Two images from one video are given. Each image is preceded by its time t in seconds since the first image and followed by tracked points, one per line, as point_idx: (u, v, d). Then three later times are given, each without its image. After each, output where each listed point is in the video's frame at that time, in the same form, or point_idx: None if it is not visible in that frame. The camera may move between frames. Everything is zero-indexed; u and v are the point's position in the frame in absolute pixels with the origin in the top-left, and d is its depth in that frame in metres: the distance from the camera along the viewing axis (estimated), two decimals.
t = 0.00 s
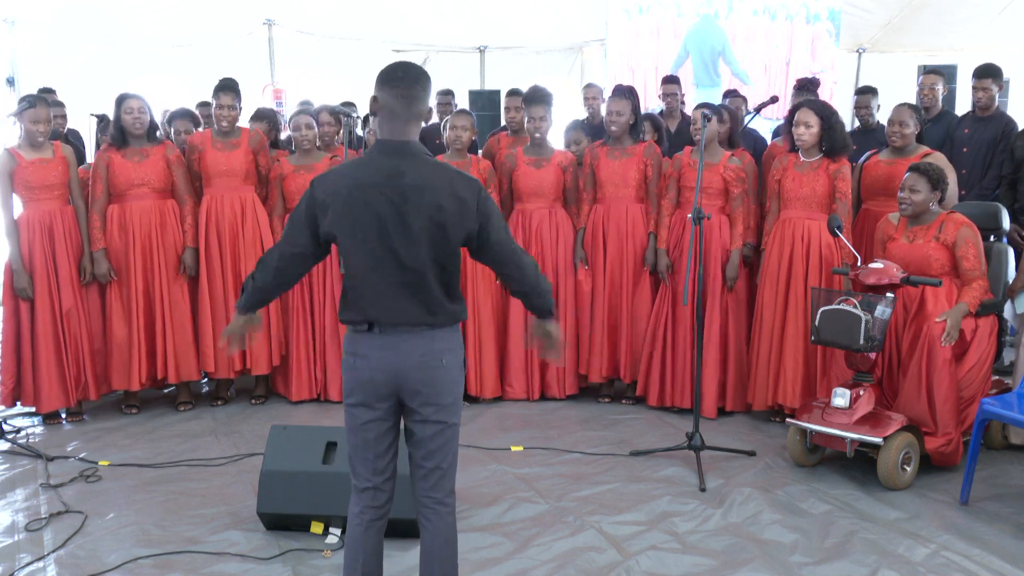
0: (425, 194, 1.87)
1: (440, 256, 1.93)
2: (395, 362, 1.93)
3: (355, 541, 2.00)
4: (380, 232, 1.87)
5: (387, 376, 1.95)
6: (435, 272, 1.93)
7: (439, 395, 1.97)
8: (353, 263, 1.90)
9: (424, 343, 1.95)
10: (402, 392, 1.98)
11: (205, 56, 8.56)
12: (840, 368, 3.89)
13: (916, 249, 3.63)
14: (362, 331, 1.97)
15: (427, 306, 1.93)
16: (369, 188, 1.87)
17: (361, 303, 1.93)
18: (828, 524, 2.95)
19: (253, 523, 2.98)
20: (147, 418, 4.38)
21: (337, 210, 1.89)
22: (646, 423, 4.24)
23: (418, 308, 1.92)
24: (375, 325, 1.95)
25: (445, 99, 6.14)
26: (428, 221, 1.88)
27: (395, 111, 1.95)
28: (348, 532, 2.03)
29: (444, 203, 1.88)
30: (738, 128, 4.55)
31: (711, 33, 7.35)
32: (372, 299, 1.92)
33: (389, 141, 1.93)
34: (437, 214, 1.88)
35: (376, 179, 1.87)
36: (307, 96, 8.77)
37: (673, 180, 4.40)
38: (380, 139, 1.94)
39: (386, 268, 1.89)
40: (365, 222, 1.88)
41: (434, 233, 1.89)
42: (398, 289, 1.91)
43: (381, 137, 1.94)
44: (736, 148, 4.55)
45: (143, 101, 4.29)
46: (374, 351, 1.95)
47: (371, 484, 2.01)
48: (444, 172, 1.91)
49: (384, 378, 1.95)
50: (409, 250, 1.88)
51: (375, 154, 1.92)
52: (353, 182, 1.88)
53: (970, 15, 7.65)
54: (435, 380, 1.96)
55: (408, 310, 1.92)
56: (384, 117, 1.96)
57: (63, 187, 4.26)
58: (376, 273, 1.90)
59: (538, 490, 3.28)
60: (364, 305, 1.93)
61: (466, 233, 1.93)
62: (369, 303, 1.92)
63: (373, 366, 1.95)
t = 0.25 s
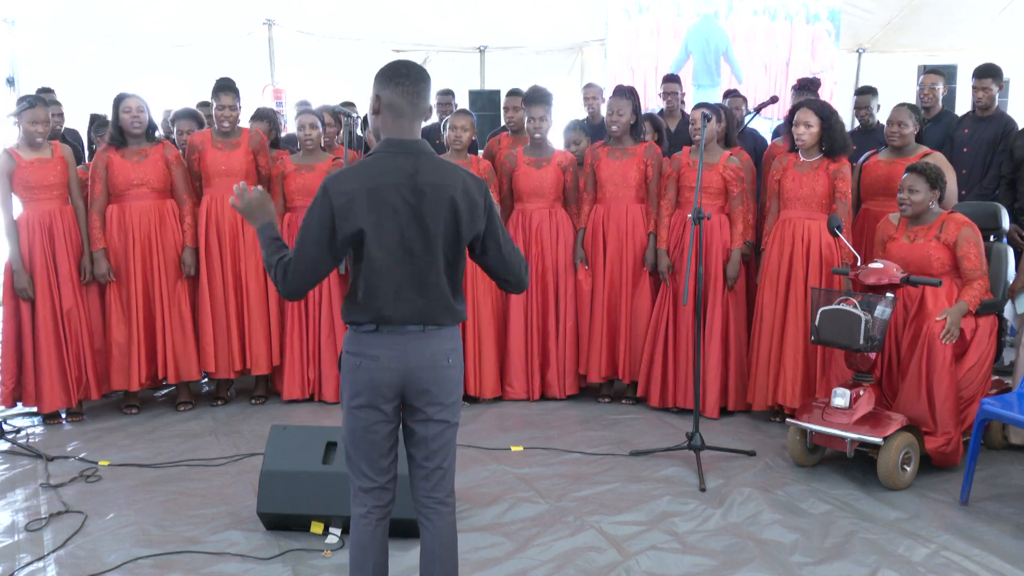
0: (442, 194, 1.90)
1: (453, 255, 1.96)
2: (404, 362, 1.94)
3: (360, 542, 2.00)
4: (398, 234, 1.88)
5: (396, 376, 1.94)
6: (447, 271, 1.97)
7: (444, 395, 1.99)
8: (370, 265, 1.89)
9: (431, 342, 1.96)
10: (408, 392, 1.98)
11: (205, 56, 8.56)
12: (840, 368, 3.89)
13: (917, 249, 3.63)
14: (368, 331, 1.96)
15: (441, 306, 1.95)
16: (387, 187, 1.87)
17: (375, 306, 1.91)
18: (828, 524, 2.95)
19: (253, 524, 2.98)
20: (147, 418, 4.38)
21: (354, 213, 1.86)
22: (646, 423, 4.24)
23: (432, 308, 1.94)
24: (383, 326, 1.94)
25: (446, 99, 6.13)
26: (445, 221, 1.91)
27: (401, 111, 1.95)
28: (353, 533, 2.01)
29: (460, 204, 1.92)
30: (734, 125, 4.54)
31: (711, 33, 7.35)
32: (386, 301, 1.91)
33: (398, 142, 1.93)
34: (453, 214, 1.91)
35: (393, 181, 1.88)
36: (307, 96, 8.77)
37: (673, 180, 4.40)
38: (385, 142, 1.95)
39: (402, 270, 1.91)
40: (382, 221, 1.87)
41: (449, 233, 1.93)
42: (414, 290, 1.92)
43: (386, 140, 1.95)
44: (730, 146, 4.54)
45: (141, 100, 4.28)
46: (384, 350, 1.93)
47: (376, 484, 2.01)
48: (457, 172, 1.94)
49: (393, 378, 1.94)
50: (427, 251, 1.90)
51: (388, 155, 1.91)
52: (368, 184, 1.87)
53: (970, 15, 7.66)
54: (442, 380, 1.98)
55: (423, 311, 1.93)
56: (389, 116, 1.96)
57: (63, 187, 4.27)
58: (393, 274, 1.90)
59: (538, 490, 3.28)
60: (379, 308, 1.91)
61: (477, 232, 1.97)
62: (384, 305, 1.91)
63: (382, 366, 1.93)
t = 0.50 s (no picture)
0: (447, 194, 1.90)
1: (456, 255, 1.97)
2: (406, 362, 1.94)
3: (360, 542, 2.00)
4: (403, 234, 1.88)
5: (398, 377, 1.94)
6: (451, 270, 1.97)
7: (446, 395, 2.00)
8: (376, 265, 1.88)
9: (433, 343, 1.96)
10: (410, 393, 1.98)
11: (205, 56, 8.56)
12: (840, 369, 3.89)
13: (920, 249, 3.63)
14: (371, 332, 1.95)
15: (445, 305, 1.95)
16: (392, 187, 1.87)
17: (381, 307, 1.91)
18: (828, 524, 2.95)
19: (253, 523, 2.98)
20: (147, 418, 4.38)
21: (360, 214, 1.86)
22: (646, 423, 4.24)
23: (436, 308, 1.94)
24: (388, 327, 1.94)
25: (446, 99, 6.13)
26: (449, 221, 1.91)
27: (405, 111, 1.95)
28: (354, 533, 2.01)
29: (464, 203, 1.92)
30: (735, 127, 4.55)
31: (712, 33, 7.35)
32: (392, 302, 1.90)
33: (401, 142, 1.94)
34: (457, 213, 1.92)
35: (397, 182, 1.88)
36: (307, 95, 8.77)
37: (671, 179, 4.40)
38: (389, 142, 1.95)
39: (407, 270, 1.90)
40: (387, 221, 1.87)
41: (454, 233, 1.93)
42: (419, 291, 1.92)
43: (389, 140, 1.95)
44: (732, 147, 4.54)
45: (140, 100, 4.28)
46: (387, 351, 1.93)
47: (376, 484, 2.00)
48: (460, 172, 1.94)
49: (396, 378, 1.94)
50: (432, 251, 1.90)
51: (392, 155, 1.92)
52: (374, 185, 1.87)
53: (969, 15, 7.66)
54: (444, 380, 1.99)
55: (428, 311, 1.93)
56: (392, 117, 1.96)
57: (62, 187, 4.27)
58: (399, 275, 1.90)
59: (538, 490, 3.28)
60: (384, 309, 1.91)
61: (480, 232, 1.98)
62: (390, 306, 1.91)
63: (385, 367, 1.93)
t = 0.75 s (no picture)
0: (450, 194, 1.90)
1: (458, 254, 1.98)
2: (410, 363, 1.94)
3: (362, 543, 2.00)
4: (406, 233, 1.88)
5: (402, 377, 1.94)
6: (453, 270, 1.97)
7: (449, 395, 2.00)
8: (378, 265, 1.88)
9: (436, 344, 1.96)
10: (414, 393, 1.98)
11: (205, 56, 8.56)
12: (840, 369, 3.89)
13: (922, 250, 3.63)
14: (373, 333, 1.95)
15: (448, 305, 1.95)
16: (395, 187, 1.87)
17: (383, 307, 1.90)
18: (828, 524, 2.95)
19: (253, 523, 2.98)
20: (147, 418, 4.38)
21: (362, 214, 1.85)
22: (646, 423, 4.24)
23: (439, 308, 1.94)
24: (390, 327, 1.94)
25: (446, 99, 6.13)
26: (452, 221, 1.91)
27: (408, 111, 1.95)
28: (356, 533, 2.01)
29: (467, 203, 1.92)
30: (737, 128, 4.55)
31: (711, 33, 7.35)
32: (395, 301, 1.90)
33: (404, 142, 1.93)
34: (460, 213, 1.92)
35: (400, 181, 1.87)
36: (307, 95, 8.77)
37: (670, 179, 4.40)
38: (392, 142, 1.94)
39: (410, 270, 1.90)
40: (390, 220, 1.87)
41: (456, 233, 1.93)
42: (421, 291, 1.92)
43: (392, 140, 1.95)
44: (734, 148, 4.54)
45: (141, 101, 4.28)
46: (390, 352, 1.93)
47: (379, 485, 2.00)
48: (463, 172, 1.94)
49: (400, 379, 1.94)
50: (434, 250, 1.90)
51: (395, 154, 1.91)
52: (376, 184, 1.86)
53: (969, 15, 7.66)
54: (448, 381, 1.99)
55: (430, 311, 1.93)
56: (396, 117, 1.95)
57: (62, 187, 4.27)
58: (401, 274, 1.90)
59: (538, 490, 3.28)
60: (387, 308, 1.90)
61: (483, 233, 1.98)
62: (392, 306, 1.90)
63: (389, 367, 1.93)
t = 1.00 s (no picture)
0: (451, 194, 1.89)
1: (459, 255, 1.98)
2: (412, 362, 1.94)
3: (363, 542, 2.00)
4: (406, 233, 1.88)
5: (404, 377, 1.95)
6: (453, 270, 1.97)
7: (451, 396, 2.00)
8: (378, 264, 1.88)
9: (438, 344, 1.97)
10: (415, 393, 1.98)
11: (205, 56, 8.56)
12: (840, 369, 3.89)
13: (921, 250, 3.63)
14: (375, 332, 1.95)
15: (448, 305, 1.94)
16: (396, 186, 1.87)
17: (383, 306, 1.90)
18: (828, 524, 2.95)
19: (253, 524, 2.98)
20: (147, 418, 4.38)
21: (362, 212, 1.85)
22: (646, 423, 4.24)
23: (439, 307, 1.93)
24: (391, 327, 1.94)
25: (446, 99, 6.14)
26: (454, 221, 1.91)
27: (410, 110, 1.95)
28: (357, 533, 2.01)
29: (469, 203, 1.92)
30: (739, 128, 4.55)
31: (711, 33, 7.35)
32: (394, 300, 1.90)
33: (405, 141, 1.93)
34: (462, 213, 1.92)
35: (401, 180, 1.87)
36: (307, 95, 8.77)
37: (668, 180, 4.40)
38: (393, 141, 1.94)
39: (410, 269, 1.90)
40: (391, 220, 1.87)
41: (457, 233, 1.93)
42: (421, 290, 1.92)
43: (394, 139, 1.95)
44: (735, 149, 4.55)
45: (141, 101, 4.28)
46: (392, 352, 1.93)
47: (380, 485, 2.00)
48: (465, 172, 1.94)
49: (401, 379, 1.94)
50: (435, 250, 1.90)
51: (397, 154, 1.91)
52: (377, 183, 1.86)
53: (969, 15, 7.66)
54: (450, 381, 1.99)
55: (430, 310, 1.93)
56: (397, 117, 1.96)
57: (61, 187, 4.26)
58: (402, 273, 1.90)
59: (538, 490, 3.28)
60: (387, 307, 1.90)
61: (485, 233, 1.97)
62: (392, 306, 1.90)
63: (390, 367, 1.93)
